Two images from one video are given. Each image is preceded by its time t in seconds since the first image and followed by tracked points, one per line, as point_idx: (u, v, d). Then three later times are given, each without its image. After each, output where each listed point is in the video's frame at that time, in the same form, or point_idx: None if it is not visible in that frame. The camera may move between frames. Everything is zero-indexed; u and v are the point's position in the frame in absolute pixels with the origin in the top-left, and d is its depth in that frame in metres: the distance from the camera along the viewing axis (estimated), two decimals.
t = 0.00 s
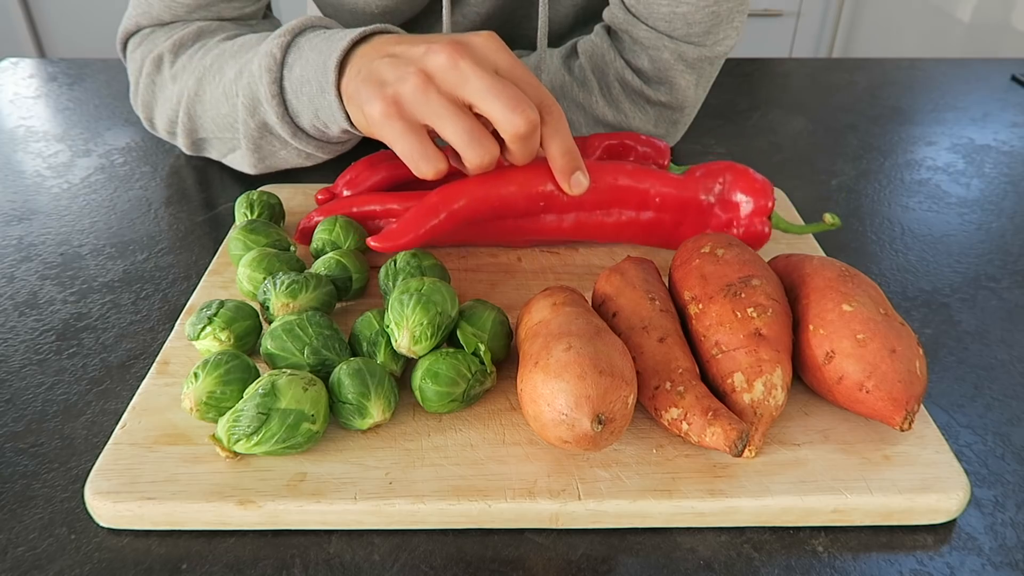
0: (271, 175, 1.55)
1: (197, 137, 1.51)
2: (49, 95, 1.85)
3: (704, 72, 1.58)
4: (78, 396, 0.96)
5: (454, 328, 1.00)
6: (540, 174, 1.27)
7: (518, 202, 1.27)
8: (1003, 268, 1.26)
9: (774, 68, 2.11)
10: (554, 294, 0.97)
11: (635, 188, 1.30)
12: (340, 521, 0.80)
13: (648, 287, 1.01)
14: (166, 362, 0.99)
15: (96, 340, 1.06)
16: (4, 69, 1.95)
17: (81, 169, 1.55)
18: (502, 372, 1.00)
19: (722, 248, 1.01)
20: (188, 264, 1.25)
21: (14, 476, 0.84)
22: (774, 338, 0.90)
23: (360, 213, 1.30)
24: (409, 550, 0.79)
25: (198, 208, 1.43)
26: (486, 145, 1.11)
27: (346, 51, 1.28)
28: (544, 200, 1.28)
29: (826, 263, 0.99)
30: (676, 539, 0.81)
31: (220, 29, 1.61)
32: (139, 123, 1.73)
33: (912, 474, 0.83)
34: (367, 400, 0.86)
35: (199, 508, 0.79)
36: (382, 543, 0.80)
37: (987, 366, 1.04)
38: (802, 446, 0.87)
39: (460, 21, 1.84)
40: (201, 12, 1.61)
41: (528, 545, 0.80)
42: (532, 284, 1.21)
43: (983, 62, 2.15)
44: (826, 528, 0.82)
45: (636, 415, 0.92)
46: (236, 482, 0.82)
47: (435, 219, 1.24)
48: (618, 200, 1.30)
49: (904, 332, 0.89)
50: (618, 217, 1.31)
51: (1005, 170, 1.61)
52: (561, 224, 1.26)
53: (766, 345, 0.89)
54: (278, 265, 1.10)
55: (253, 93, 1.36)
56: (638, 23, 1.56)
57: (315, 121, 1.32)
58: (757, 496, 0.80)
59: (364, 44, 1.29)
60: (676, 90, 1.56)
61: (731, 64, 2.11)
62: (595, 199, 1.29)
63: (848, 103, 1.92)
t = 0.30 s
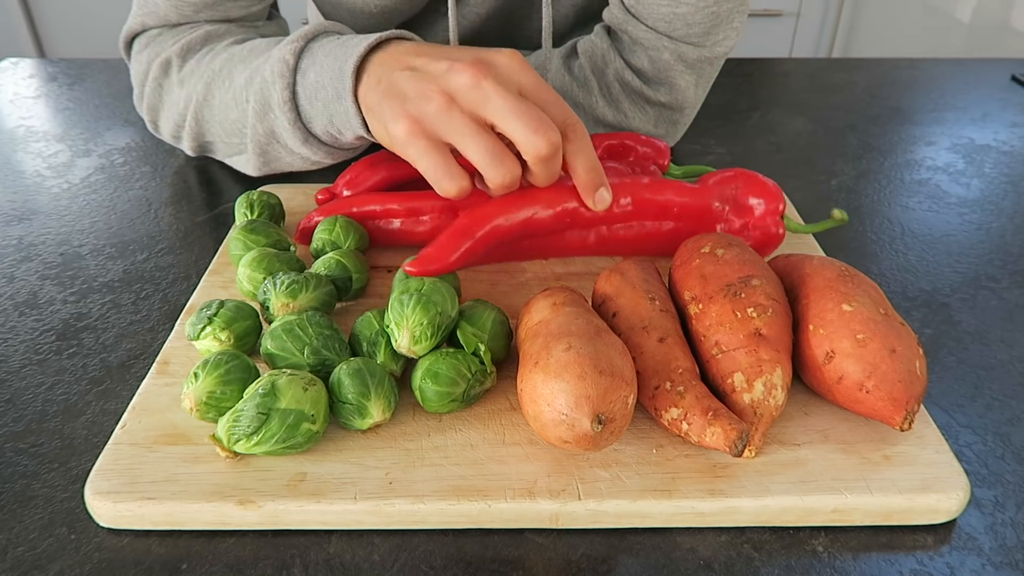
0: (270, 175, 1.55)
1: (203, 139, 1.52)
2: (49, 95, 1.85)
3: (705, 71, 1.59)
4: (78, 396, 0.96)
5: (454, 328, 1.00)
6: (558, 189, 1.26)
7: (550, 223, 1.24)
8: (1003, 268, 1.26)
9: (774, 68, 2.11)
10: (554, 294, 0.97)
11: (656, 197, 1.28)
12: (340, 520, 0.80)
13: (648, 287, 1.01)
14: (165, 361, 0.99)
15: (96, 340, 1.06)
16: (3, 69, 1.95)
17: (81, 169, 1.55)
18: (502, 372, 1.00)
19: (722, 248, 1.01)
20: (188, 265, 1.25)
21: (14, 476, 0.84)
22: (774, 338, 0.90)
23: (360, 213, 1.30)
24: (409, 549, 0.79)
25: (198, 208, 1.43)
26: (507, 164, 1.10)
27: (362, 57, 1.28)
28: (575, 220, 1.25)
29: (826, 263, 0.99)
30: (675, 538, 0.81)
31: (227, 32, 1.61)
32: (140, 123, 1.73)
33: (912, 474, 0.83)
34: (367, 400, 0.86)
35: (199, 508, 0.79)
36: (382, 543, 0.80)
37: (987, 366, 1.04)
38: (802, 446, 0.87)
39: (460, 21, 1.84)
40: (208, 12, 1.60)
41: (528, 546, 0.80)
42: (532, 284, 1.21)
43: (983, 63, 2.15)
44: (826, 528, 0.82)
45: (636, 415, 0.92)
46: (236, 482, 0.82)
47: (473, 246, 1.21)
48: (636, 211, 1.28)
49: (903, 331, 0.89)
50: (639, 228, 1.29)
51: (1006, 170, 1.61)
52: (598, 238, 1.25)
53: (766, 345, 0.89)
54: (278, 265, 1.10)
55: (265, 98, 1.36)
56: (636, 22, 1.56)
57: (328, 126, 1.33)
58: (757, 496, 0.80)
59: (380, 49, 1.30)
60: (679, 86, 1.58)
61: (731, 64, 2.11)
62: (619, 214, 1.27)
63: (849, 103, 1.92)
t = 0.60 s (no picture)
0: (270, 176, 1.56)
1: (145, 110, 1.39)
2: (51, 95, 1.86)
3: (705, 108, 1.50)
4: (78, 396, 0.97)
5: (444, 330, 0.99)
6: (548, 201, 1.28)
7: (559, 243, 1.24)
8: (1003, 268, 1.26)
9: (774, 68, 2.11)
10: (543, 291, 0.97)
11: (650, 205, 1.30)
12: (326, 515, 0.80)
13: (636, 284, 1.01)
14: (160, 359, 1.00)
15: (95, 340, 1.07)
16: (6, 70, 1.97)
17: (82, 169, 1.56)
18: (490, 369, 1.00)
19: (711, 246, 1.01)
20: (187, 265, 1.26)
21: (14, 475, 0.85)
22: (759, 336, 0.90)
23: (355, 217, 1.30)
24: (409, 549, 0.79)
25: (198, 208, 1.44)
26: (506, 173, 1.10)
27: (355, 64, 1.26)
28: (583, 239, 1.25)
29: (813, 262, 0.99)
30: (676, 538, 0.80)
31: None
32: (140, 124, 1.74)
33: (898, 471, 0.83)
34: (356, 396, 0.86)
35: (186, 502, 0.80)
36: (382, 542, 0.80)
37: (987, 366, 1.03)
38: (787, 443, 0.87)
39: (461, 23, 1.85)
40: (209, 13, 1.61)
41: (527, 545, 0.80)
42: (530, 284, 1.22)
43: (984, 62, 2.15)
44: (823, 528, 0.82)
45: (624, 411, 0.93)
46: (224, 477, 0.82)
47: (491, 272, 1.19)
48: (630, 216, 1.28)
49: (885, 331, 0.90)
50: (637, 233, 1.27)
51: (1006, 170, 1.60)
52: (595, 256, 1.24)
53: (751, 343, 0.89)
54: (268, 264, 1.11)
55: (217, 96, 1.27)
56: (633, 38, 1.50)
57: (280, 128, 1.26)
58: (741, 492, 0.81)
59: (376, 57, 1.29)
60: (675, 116, 1.51)
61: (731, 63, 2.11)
62: (612, 220, 1.27)
63: (849, 103, 1.92)
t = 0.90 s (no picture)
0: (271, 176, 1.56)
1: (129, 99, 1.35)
2: (51, 95, 1.86)
3: (706, 108, 1.50)
4: (78, 396, 0.97)
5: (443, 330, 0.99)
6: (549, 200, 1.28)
7: (559, 243, 1.24)
8: (1003, 268, 1.26)
9: (774, 68, 2.11)
10: (543, 291, 0.97)
11: (650, 205, 1.30)
12: (326, 515, 0.80)
13: (636, 284, 1.01)
14: (160, 359, 1.00)
15: (95, 340, 1.07)
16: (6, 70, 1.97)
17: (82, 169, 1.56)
18: (490, 369, 1.00)
19: (711, 246, 1.01)
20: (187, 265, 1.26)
21: (14, 476, 0.85)
22: (759, 336, 0.90)
23: (355, 217, 1.30)
24: (409, 549, 0.79)
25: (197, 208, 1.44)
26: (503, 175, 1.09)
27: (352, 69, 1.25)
28: (583, 239, 1.25)
29: (813, 262, 0.99)
30: (675, 538, 0.81)
31: None
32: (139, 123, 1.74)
33: (898, 471, 0.83)
34: (367, 394, 0.87)
35: (186, 502, 0.80)
36: (382, 542, 0.80)
37: (987, 366, 1.03)
38: (787, 443, 0.87)
39: (462, 23, 1.85)
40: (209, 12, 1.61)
41: (527, 545, 0.80)
42: (530, 284, 1.22)
43: (984, 62, 2.14)
44: (823, 528, 0.82)
45: (624, 412, 0.93)
46: (224, 477, 0.82)
47: (491, 272, 1.19)
48: (630, 216, 1.28)
49: (885, 331, 0.90)
50: (637, 232, 1.27)
51: (1006, 169, 1.60)
52: (595, 256, 1.24)
53: (751, 343, 0.89)
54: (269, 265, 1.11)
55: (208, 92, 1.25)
56: (635, 39, 1.50)
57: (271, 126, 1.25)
58: (741, 492, 0.81)
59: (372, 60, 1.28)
60: (675, 116, 1.51)
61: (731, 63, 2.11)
62: (612, 220, 1.27)
63: (849, 103, 1.92)
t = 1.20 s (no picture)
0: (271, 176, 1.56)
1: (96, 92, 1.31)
2: (51, 95, 1.86)
3: (706, 108, 1.50)
4: (78, 396, 0.97)
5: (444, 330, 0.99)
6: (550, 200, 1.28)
7: (559, 243, 1.24)
8: (1003, 268, 1.26)
9: (774, 68, 2.11)
10: (543, 291, 0.97)
11: (650, 205, 1.30)
12: (326, 515, 0.80)
13: (636, 283, 1.01)
14: (159, 359, 1.00)
15: (96, 340, 1.07)
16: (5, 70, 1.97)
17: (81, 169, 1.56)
18: (491, 368, 1.00)
19: (711, 246, 1.01)
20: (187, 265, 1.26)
21: (14, 476, 0.85)
22: (759, 336, 0.90)
23: (355, 218, 1.30)
24: (409, 549, 0.79)
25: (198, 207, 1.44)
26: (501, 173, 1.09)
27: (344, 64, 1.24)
28: (583, 239, 1.25)
29: (814, 262, 0.99)
30: (675, 538, 0.80)
31: None
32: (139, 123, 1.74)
33: (898, 471, 0.83)
34: (359, 398, 0.86)
35: (187, 502, 0.80)
36: (382, 542, 0.80)
37: (987, 366, 1.03)
38: (787, 443, 0.87)
39: (462, 23, 1.85)
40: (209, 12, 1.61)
41: (527, 545, 0.80)
42: (530, 284, 1.22)
43: (983, 62, 2.15)
44: (823, 528, 0.82)
45: (624, 411, 0.93)
46: (224, 477, 0.82)
47: (491, 272, 1.19)
48: (631, 216, 1.28)
49: (885, 331, 0.90)
50: (638, 232, 1.27)
51: (1006, 169, 1.60)
52: (595, 255, 1.24)
53: (751, 343, 0.89)
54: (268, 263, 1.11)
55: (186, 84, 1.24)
56: (635, 39, 1.50)
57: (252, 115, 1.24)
58: (741, 492, 0.81)
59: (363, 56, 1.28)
60: (675, 116, 1.51)
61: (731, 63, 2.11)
62: (613, 219, 1.27)
63: (849, 103, 1.92)
